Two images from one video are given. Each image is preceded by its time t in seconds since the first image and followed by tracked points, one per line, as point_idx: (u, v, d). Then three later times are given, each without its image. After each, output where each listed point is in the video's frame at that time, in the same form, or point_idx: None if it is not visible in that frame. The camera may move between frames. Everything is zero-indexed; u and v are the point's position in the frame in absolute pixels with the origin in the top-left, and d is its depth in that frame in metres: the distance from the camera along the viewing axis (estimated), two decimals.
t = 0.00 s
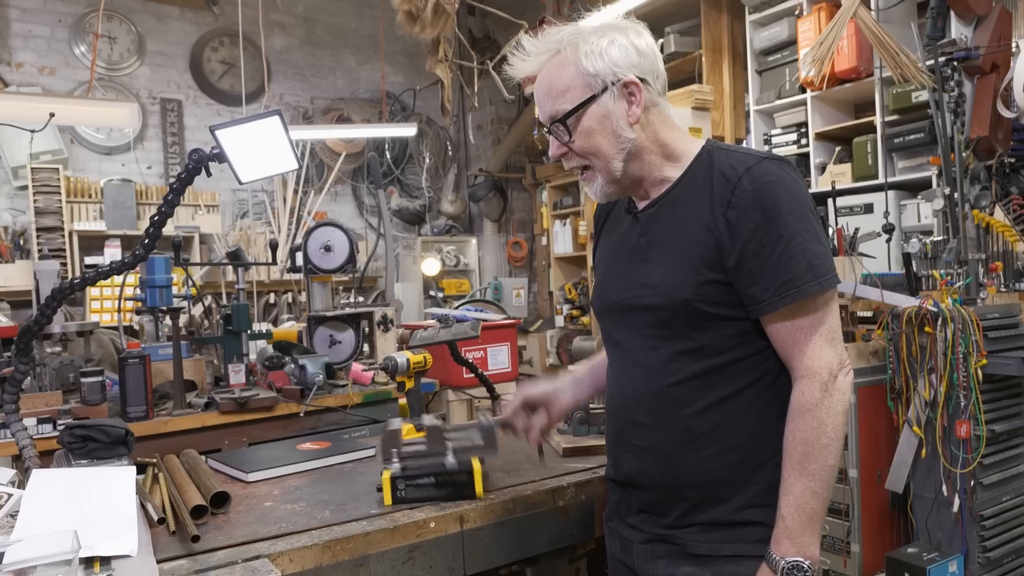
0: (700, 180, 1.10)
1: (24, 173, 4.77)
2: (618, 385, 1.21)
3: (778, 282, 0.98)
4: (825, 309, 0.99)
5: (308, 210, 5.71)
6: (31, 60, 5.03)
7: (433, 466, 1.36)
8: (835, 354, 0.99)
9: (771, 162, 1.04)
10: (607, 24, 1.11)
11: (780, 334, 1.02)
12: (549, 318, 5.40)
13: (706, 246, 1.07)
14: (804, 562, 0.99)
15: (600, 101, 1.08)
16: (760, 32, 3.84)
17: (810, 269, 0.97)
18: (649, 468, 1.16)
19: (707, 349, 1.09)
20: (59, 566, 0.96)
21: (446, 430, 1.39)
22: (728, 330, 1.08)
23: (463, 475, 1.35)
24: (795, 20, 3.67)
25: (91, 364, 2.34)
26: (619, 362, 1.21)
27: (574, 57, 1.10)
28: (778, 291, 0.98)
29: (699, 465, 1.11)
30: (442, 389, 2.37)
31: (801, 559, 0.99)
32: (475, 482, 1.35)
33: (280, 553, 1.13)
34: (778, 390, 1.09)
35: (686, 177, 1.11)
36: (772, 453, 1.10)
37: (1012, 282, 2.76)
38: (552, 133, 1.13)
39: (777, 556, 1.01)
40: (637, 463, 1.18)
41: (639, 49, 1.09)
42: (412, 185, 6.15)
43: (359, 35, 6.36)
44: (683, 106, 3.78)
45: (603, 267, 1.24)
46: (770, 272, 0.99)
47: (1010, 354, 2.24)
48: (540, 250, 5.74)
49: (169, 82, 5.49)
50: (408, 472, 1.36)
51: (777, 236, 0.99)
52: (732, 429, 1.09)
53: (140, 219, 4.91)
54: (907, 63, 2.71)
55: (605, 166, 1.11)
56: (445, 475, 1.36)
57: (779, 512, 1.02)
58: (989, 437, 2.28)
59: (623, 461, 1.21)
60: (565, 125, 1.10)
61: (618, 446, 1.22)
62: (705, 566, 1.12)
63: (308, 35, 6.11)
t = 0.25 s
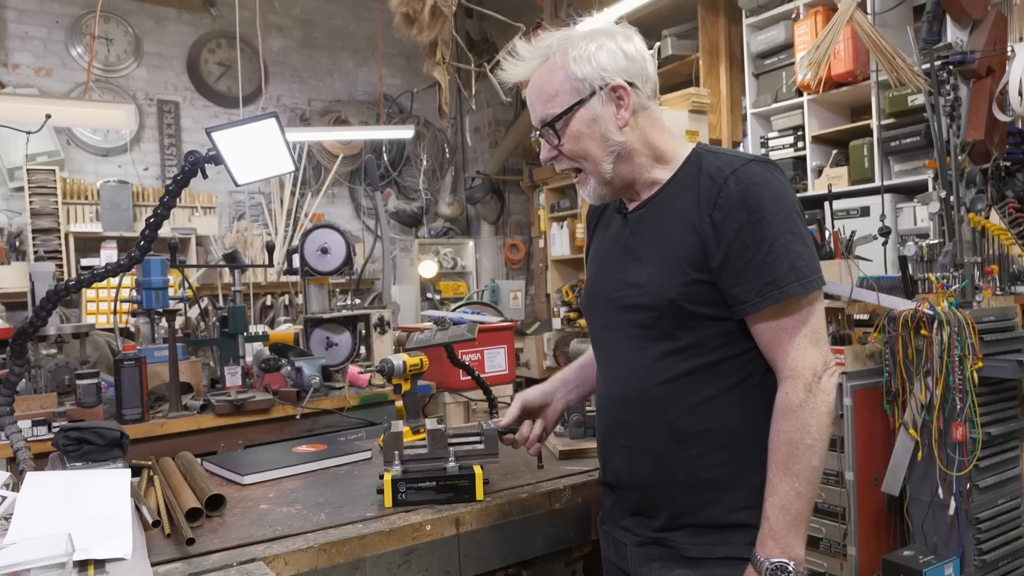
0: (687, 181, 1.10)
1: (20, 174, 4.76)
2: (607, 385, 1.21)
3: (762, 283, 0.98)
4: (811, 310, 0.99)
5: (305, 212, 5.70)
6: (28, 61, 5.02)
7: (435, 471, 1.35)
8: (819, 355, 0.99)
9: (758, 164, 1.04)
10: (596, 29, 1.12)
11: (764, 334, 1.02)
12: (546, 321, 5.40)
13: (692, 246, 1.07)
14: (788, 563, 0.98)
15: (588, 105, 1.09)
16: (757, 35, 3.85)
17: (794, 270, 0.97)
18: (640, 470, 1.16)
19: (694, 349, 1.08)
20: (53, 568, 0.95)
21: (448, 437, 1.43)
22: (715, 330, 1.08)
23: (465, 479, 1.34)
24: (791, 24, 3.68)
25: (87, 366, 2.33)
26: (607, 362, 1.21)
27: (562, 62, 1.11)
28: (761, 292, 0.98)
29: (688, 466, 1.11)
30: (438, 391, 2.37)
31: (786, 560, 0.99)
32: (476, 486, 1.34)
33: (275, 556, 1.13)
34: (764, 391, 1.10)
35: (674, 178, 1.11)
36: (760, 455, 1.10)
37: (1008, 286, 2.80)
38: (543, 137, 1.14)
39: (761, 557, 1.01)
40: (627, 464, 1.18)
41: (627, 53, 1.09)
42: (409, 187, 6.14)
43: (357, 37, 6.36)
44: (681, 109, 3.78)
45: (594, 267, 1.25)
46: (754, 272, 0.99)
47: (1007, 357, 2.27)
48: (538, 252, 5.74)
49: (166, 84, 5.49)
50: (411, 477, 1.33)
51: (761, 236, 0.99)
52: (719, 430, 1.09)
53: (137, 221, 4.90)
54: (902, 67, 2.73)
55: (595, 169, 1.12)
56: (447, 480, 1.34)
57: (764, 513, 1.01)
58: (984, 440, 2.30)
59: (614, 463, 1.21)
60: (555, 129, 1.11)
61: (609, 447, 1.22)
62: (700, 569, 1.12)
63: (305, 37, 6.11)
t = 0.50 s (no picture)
0: (671, 184, 1.10)
1: (18, 175, 4.75)
2: (600, 389, 1.21)
3: (746, 285, 0.98)
4: (796, 310, 0.99)
5: (303, 213, 5.70)
6: (26, 62, 5.01)
7: (433, 472, 1.35)
8: (806, 355, 0.99)
9: (739, 165, 1.04)
10: (576, 37, 1.13)
11: (752, 335, 1.02)
12: (545, 322, 5.40)
13: (677, 250, 1.07)
14: (782, 563, 0.99)
15: (571, 112, 1.09)
16: (755, 37, 3.85)
17: (778, 272, 0.97)
18: (635, 472, 1.16)
19: (683, 352, 1.09)
20: (50, 569, 0.95)
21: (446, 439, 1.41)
22: (704, 332, 1.08)
23: (463, 480, 1.34)
24: (789, 26, 3.69)
25: (84, 367, 2.33)
26: (600, 366, 1.21)
27: (543, 71, 1.12)
28: (747, 294, 0.98)
29: (682, 467, 1.11)
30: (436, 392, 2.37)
31: (780, 560, 0.99)
32: (475, 488, 1.34)
33: (273, 558, 1.12)
34: (755, 391, 1.10)
35: (657, 182, 1.11)
36: (753, 455, 1.10)
37: (1004, 288, 2.76)
38: (528, 145, 1.15)
39: (755, 557, 1.01)
40: (622, 467, 1.18)
41: (607, 59, 1.10)
42: (407, 188, 6.14)
43: (355, 38, 6.36)
44: (678, 110, 3.78)
45: (584, 273, 1.25)
46: (738, 274, 0.99)
47: (1004, 358, 2.29)
48: (536, 253, 5.74)
49: (164, 85, 5.48)
50: (410, 479, 1.33)
51: (744, 238, 0.99)
52: (711, 431, 1.09)
53: (135, 222, 4.90)
54: (901, 69, 2.72)
55: (581, 175, 1.12)
56: (445, 481, 1.34)
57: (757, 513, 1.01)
58: (981, 442, 2.30)
59: (609, 465, 1.21)
60: (540, 137, 1.12)
61: (603, 450, 1.22)
62: (697, 571, 1.12)
63: (304, 38, 6.11)
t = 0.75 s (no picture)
0: (652, 192, 1.09)
1: (20, 177, 4.76)
2: (594, 397, 1.21)
3: (735, 291, 0.98)
4: (787, 312, 0.99)
5: (303, 215, 5.70)
6: (27, 64, 5.02)
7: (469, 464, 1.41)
8: (802, 354, 0.98)
9: (718, 171, 1.04)
10: (534, 59, 1.10)
11: (745, 340, 1.01)
12: (545, 323, 5.40)
13: (663, 259, 1.06)
14: (781, 560, 0.99)
15: (542, 138, 1.08)
16: (755, 39, 3.86)
17: (765, 275, 0.97)
18: (633, 478, 1.16)
19: (675, 359, 1.08)
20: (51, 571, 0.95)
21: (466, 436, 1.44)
22: (693, 338, 1.07)
23: (497, 468, 1.43)
24: (789, 28, 3.69)
25: (85, 368, 2.33)
26: (592, 376, 1.21)
27: (507, 98, 1.09)
28: (736, 300, 0.98)
29: (681, 471, 1.11)
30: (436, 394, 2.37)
31: (779, 557, 0.99)
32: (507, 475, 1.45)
33: (272, 560, 1.12)
34: (748, 391, 1.10)
35: (637, 191, 1.11)
36: (750, 455, 1.11)
37: (1006, 290, 2.78)
38: (502, 174, 1.13)
39: (754, 555, 1.01)
40: (621, 474, 1.18)
41: (570, 78, 1.08)
42: (407, 190, 6.15)
43: (356, 40, 6.37)
44: (679, 112, 3.78)
45: (570, 284, 1.25)
46: (726, 281, 0.99)
47: (1004, 361, 2.28)
48: (536, 255, 5.74)
49: (165, 87, 5.49)
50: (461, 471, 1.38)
51: (730, 245, 0.98)
52: (708, 433, 1.09)
53: (135, 224, 4.90)
54: (901, 71, 2.72)
55: (559, 199, 1.11)
56: (486, 470, 1.42)
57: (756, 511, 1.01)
58: (981, 444, 2.30)
59: (608, 473, 1.21)
60: (514, 166, 1.10)
61: (601, 457, 1.22)
62: (696, 572, 1.12)
63: (304, 40, 6.12)
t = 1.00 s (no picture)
0: (626, 202, 1.09)
1: (19, 177, 4.76)
2: (584, 404, 1.22)
3: (713, 301, 0.97)
4: (769, 316, 0.97)
5: (303, 216, 5.70)
6: (27, 64, 5.02)
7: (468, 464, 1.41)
8: (787, 359, 0.97)
9: (688, 178, 1.03)
10: (497, 80, 1.10)
11: (730, 346, 1.00)
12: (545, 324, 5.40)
13: (641, 269, 1.06)
14: (753, 563, 0.98)
15: (513, 161, 1.08)
16: (755, 40, 3.86)
17: (741, 283, 0.95)
18: (624, 484, 1.16)
19: (660, 367, 1.08)
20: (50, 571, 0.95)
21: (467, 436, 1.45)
22: (675, 346, 1.07)
23: (497, 469, 1.44)
24: (789, 28, 3.69)
25: (84, 369, 2.33)
26: (582, 384, 1.22)
27: (473, 124, 1.09)
28: (714, 310, 0.97)
29: (670, 475, 1.11)
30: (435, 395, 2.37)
31: (752, 561, 0.98)
32: (507, 475, 1.45)
33: (272, 560, 1.12)
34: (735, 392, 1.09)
35: (611, 201, 1.10)
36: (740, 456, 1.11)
37: (1006, 290, 2.77)
38: (480, 197, 1.14)
39: (726, 557, 1.00)
40: (612, 479, 1.18)
41: (535, 97, 1.07)
42: (407, 191, 6.18)
43: (355, 40, 6.37)
44: (678, 113, 3.78)
45: (556, 292, 1.25)
46: (703, 291, 0.98)
47: (1004, 362, 2.28)
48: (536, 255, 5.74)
49: (165, 87, 5.49)
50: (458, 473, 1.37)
51: (705, 255, 0.97)
52: (695, 437, 1.09)
53: (135, 224, 4.90)
54: (901, 72, 2.72)
55: (536, 218, 1.12)
56: (484, 471, 1.41)
57: (732, 514, 1.01)
58: (981, 445, 2.30)
59: (599, 478, 1.21)
60: (490, 190, 1.12)
61: (592, 462, 1.22)
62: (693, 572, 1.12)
63: (304, 40, 6.12)
